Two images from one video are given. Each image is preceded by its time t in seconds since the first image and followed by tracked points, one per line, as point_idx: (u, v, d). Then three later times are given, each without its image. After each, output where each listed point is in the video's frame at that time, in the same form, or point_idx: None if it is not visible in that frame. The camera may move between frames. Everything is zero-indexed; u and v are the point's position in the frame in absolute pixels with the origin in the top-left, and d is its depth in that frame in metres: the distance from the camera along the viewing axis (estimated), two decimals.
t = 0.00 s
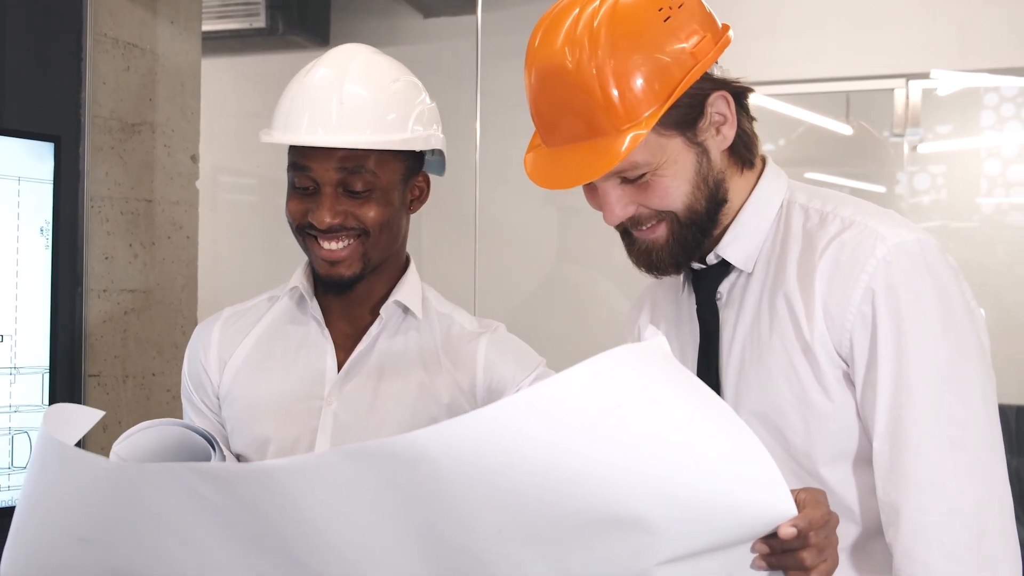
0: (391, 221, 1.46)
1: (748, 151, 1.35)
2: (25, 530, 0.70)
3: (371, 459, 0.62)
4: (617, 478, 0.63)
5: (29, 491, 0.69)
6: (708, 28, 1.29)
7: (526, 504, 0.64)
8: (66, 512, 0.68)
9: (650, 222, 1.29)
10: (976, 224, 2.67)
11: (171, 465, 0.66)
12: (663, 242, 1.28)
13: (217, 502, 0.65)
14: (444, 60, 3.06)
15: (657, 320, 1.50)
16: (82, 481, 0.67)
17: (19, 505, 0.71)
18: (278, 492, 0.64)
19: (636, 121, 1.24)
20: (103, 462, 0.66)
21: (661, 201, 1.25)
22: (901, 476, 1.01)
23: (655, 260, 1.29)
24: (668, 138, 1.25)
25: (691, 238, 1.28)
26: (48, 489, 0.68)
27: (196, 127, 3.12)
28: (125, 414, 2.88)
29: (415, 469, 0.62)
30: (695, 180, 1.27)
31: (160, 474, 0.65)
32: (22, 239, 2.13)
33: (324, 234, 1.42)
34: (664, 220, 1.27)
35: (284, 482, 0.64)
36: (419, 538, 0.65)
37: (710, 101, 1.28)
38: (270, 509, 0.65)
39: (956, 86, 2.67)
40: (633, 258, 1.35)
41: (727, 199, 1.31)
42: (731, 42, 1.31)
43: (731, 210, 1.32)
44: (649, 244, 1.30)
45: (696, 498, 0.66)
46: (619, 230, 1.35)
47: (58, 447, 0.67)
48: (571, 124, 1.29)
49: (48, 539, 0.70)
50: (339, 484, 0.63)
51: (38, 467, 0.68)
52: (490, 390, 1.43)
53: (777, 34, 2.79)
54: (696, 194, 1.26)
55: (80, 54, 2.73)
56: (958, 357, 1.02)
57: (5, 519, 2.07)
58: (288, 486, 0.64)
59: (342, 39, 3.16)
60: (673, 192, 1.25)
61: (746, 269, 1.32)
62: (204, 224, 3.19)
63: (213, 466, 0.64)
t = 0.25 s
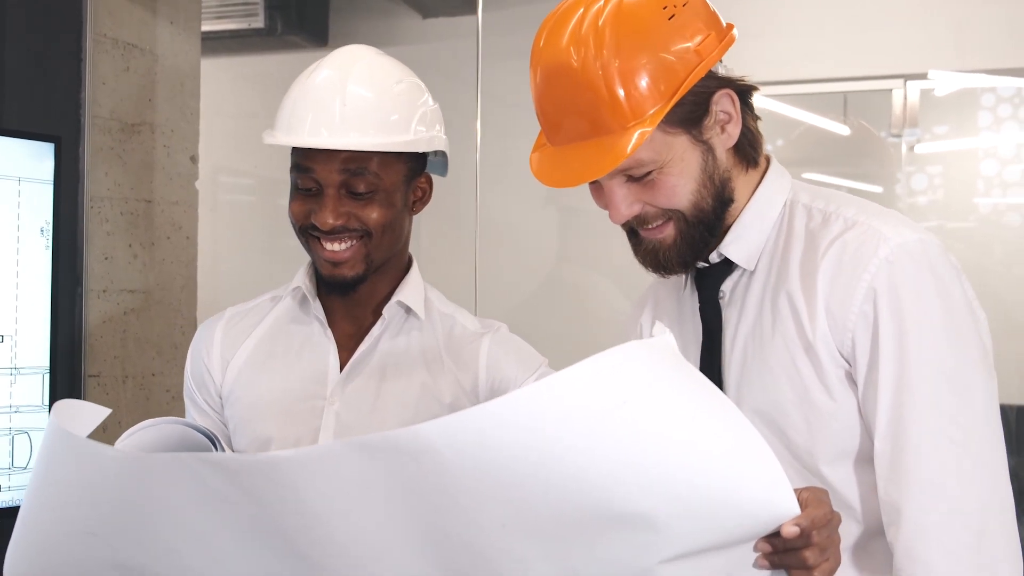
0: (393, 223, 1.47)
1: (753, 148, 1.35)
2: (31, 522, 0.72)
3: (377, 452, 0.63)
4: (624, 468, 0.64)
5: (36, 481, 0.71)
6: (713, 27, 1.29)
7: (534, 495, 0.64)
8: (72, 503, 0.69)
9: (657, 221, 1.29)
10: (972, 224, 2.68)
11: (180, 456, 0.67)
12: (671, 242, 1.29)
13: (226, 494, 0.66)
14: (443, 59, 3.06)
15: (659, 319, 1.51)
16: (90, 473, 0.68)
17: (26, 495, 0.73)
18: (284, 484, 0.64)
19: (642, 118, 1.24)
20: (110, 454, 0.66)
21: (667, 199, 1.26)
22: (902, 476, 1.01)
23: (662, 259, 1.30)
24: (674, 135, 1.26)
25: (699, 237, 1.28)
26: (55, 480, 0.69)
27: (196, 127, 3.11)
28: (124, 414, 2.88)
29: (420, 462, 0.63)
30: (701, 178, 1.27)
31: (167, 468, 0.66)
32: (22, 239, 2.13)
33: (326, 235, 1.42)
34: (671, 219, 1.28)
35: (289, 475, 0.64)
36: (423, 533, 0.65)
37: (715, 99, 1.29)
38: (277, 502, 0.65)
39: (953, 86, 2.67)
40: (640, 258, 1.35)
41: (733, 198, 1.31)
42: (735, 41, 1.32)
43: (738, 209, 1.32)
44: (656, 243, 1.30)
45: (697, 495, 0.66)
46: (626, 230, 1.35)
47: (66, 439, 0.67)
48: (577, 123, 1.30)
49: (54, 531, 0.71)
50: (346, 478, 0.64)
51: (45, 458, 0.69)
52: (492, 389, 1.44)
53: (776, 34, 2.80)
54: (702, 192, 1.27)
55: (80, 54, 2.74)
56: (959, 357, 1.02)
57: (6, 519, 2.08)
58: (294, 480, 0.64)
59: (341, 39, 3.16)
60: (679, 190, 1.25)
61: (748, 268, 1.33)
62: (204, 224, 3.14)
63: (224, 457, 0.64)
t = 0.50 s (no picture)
0: (394, 225, 1.47)
1: (761, 149, 1.36)
2: (35, 518, 0.73)
3: (381, 452, 0.63)
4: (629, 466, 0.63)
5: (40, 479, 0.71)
6: (723, 26, 1.31)
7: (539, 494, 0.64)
8: (76, 500, 0.70)
9: (663, 219, 1.30)
10: (969, 224, 2.69)
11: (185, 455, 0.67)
12: (677, 240, 1.30)
13: (228, 493, 0.66)
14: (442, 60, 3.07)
15: (662, 317, 1.51)
16: (93, 471, 0.68)
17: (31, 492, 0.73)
18: (288, 484, 0.65)
19: (650, 115, 1.25)
20: (114, 452, 0.67)
21: (674, 197, 1.26)
22: (906, 475, 1.02)
23: (667, 257, 1.31)
24: (682, 133, 1.26)
25: (704, 236, 1.30)
26: (59, 478, 0.70)
27: (196, 128, 3.11)
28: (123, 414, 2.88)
29: (426, 461, 0.63)
30: (708, 177, 1.28)
31: (171, 466, 0.66)
32: (22, 239, 2.13)
33: (327, 235, 1.42)
34: (677, 218, 1.29)
35: (294, 475, 0.64)
36: (428, 532, 0.65)
37: (724, 98, 1.30)
38: (282, 500, 0.65)
39: (949, 87, 2.69)
40: (646, 255, 1.36)
41: (739, 197, 1.32)
42: (745, 41, 1.33)
43: (744, 208, 1.33)
44: (662, 242, 1.31)
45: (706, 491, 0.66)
46: (632, 226, 1.36)
47: (71, 437, 0.68)
48: (586, 119, 1.30)
49: (57, 528, 0.72)
50: (351, 477, 0.64)
51: (49, 456, 0.70)
52: (494, 390, 1.44)
53: (774, 35, 2.81)
54: (709, 191, 1.28)
55: (80, 54, 2.74)
56: (964, 357, 1.03)
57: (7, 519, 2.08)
58: (298, 480, 0.64)
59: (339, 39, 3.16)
60: (686, 188, 1.26)
61: (754, 266, 1.34)
62: (203, 224, 3.15)
63: (228, 455, 0.64)
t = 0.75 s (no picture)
0: (394, 227, 1.47)
1: (767, 150, 1.36)
2: (33, 516, 0.73)
3: (382, 454, 0.63)
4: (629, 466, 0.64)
5: (38, 477, 0.72)
6: (733, 24, 1.32)
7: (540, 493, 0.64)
8: (74, 500, 0.70)
9: (663, 216, 1.31)
10: (964, 224, 2.70)
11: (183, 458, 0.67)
12: (677, 236, 1.31)
13: (228, 495, 0.66)
14: (441, 59, 3.07)
15: (665, 312, 1.52)
16: (91, 471, 0.68)
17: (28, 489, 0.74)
18: (289, 486, 0.65)
19: (656, 110, 1.27)
20: (112, 453, 0.67)
21: (675, 194, 1.28)
22: (909, 471, 1.03)
23: (668, 253, 1.32)
24: (686, 130, 1.27)
25: (705, 234, 1.31)
26: (57, 477, 0.70)
27: (193, 127, 3.11)
28: (122, 413, 2.88)
29: (429, 464, 0.63)
30: (710, 176, 1.29)
31: (171, 467, 0.66)
32: (22, 238, 2.13)
33: (328, 233, 1.43)
34: (677, 215, 1.30)
35: (296, 478, 0.64)
36: (430, 532, 0.66)
37: (729, 97, 1.30)
38: (284, 501, 0.65)
39: (945, 87, 2.70)
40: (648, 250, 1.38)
41: (743, 195, 1.33)
42: (755, 40, 1.34)
43: (749, 206, 1.34)
44: (663, 237, 1.33)
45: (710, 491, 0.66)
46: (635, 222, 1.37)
47: (68, 436, 0.68)
48: (591, 112, 1.32)
49: (55, 526, 0.72)
50: (352, 478, 0.64)
51: (47, 455, 0.70)
52: (496, 389, 1.44)
53: (771, 35, 2.81)
54: (711, 189, 1.29)
55: (79, 54, 2.75)
56: (969, 356, 1.04)
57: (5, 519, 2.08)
58: (299, 482, 0.64)
59: (338, 39, 3.16)
60: (687, 186, 1.27)
61: (759, 262, 1.34)
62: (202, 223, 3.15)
63: (226, 459, 0.64)
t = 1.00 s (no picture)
0: (400, 227, 1.48)
1: (771, 148, 1.37)
2: (34, 514, 0.73)
3: (386, 456, 0.63)
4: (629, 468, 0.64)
5: (40, 475, 0.72)
6: (739, 22, 1.34)
7: (541, 493, 0.64)
8: (76, 498, 0.70)
9: (664, 211, 1.32)
10: (960, 224, 2.71)
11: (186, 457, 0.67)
12: (678, 232, 1.32)
13: (231, 493, 0.66)
14: (439, 59, 3.07)
15: (667, 310, 1.52)
16: (94, 469, 0.69)
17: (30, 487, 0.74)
18: (295, 485, 0.65)
19: (660, 105, 1.28)
20: (116, 451, 0.67)
21: (678, 189, 1.29)
22: (911, 469, 1.03)
23: (669, 248, 1.33)
24: (690, 126, 1.29)
25: (706, 230, 1.31)
26: (59, 475, 0.70)
27: (191, 125, 3.11)
28: (119, 412, 2.88)
29: (435, 465, 0.63)
30: (713, 173, 1.30)
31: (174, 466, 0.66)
32: (21, 237, 2.13)
33: (334, 235, 1.43)
34: (678, 211, 1.31)
35: (303, 477, 0.64)
36: (434, 532, 0.66)
37: (735, 95, 1.32)
38: (288, 500, 0.66)
39: (942, 88, 2.70)
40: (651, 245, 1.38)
41: (747, 192, 1.33)
42: (763, 38, 1.36)
43: (753, 203, 1.34)
44: (664, 232, 1.34)
45: (715, 488, 0.66)
46: (637, 216, 1.38)
47: (72, 435, 0.68)
48: (598, 108, 1.34)
49: (56, 524, 0.72)
50: (356, 477, 0.64)
51: (49, 453, 0.70)
52: (497, 389, 1.44)
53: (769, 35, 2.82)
54: (714, 186, 1.30)
55: (77, 53, 2.74)
56: (972, 354, 1.04)
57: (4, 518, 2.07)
58: (305, 481, 0.65)
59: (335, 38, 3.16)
60: (690, 181, 1.28)
61: (762, 259, 1.34)
62: (199, 223, 3.14)
63: (230, 458, 0.64)
